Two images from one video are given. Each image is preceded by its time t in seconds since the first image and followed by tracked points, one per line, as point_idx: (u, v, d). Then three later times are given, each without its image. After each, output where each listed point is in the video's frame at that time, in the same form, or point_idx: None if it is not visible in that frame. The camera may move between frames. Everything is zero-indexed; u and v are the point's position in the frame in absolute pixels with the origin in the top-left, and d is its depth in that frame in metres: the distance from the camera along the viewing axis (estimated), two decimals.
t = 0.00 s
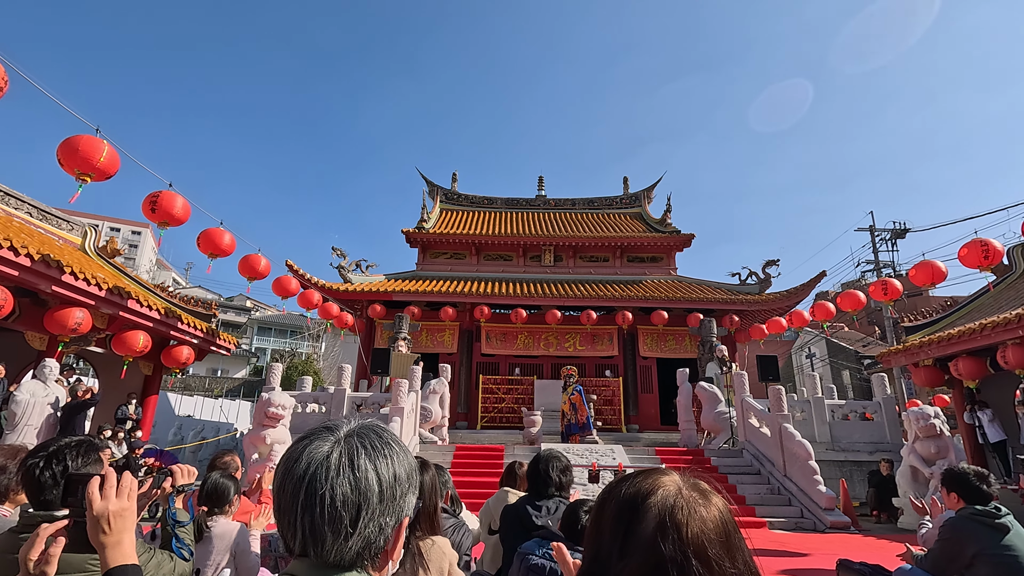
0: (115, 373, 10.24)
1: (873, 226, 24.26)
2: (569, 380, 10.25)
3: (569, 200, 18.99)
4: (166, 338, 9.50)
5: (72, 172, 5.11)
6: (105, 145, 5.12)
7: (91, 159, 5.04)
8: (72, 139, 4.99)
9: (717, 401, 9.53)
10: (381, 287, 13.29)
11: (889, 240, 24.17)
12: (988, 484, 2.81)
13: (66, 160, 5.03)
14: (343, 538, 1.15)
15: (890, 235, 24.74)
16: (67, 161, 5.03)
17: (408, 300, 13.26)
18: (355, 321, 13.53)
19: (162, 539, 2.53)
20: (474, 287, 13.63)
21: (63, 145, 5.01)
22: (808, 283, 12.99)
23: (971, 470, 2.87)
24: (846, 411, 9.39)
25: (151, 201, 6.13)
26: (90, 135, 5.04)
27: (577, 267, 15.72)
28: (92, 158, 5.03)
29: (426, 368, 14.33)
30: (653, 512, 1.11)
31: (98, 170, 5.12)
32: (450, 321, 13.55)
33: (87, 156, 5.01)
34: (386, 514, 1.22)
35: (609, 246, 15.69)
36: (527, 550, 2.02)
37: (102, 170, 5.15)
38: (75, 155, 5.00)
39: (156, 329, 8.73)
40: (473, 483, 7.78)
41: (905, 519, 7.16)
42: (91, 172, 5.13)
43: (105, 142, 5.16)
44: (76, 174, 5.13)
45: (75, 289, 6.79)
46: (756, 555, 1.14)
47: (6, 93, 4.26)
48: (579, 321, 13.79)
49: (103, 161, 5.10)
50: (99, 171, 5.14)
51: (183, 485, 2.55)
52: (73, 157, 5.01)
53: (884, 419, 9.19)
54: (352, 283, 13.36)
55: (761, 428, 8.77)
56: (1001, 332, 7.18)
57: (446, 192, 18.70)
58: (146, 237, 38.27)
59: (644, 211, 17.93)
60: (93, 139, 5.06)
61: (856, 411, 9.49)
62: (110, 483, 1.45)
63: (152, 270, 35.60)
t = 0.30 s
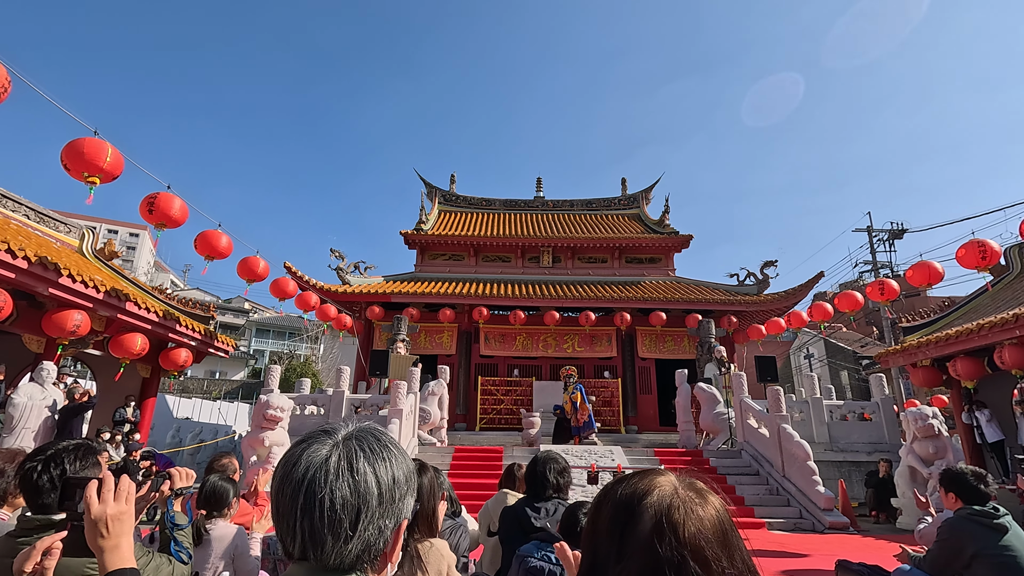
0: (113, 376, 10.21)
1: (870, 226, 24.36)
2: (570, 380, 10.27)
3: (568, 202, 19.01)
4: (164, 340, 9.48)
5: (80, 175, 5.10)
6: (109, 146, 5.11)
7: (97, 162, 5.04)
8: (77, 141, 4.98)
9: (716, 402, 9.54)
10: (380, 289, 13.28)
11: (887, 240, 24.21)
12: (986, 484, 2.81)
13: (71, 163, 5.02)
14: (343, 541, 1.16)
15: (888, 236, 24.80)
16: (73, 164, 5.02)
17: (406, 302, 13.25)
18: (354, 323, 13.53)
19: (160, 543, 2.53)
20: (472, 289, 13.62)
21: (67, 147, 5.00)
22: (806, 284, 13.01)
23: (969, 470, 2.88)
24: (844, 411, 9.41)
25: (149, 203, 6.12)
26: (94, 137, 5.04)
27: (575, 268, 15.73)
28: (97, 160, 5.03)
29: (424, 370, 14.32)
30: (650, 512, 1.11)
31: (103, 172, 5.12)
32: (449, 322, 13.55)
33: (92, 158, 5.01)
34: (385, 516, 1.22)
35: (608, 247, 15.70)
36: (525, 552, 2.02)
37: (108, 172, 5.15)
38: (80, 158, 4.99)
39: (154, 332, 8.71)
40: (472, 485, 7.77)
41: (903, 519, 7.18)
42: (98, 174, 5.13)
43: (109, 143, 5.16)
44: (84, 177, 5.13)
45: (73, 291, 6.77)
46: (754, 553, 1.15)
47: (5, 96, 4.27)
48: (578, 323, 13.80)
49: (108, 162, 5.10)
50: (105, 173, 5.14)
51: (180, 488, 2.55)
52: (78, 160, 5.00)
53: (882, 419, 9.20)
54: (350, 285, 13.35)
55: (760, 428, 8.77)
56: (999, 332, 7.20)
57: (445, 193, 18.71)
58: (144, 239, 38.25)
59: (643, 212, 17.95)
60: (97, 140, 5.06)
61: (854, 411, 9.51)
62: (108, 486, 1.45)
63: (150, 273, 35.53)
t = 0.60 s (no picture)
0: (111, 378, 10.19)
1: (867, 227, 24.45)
2: (570, 381, 10.23)
3: (566, 203, 19.03)
4: (162, 342, 9.46)
5: (73, 178, 5.10)
6: (104, 150, 5.11)
7: (92, 166, 5.04)
8: (73, 144, 4.97)
9: (714, 403, 9.55)
10: (378, 291, 13.27)
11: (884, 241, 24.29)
12: (984, 484, 2.82)
13: (65, 166, 5.02)
14: (340, 544, 1.16)
15: (885, 236, 24.88)
16: (67, 166, 5.02)
17: (405, 304, 13.25)
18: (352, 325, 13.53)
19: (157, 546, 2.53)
20: (471, 291, 13.64)
21: (62, 150, 5.00)
22: (804, 285, 13.04)
23: (966, 470, 2.89)
24: (842, 411, 9.42)
25: (146, 204, 6.12)
26: (89, 140, 5.04)
27: (574, 269, 15.74)
28: (92, 164, 5.03)
29: (423, 371, 14.31)
30: (639, 509, 1.12)
31: (98, 176, 5.12)
32: (447, 324, 13.55)
33: (87, 162, 5.01)
34: (383, 519, 1.22)
35: (606, 248, 15.70)
36: (523, 554, 2.02)
37: (103, 177, 5.15)
38: (75, 161, 4.99)
39: (153, 334, 8.69)
40: (470, 487, 7.77)
41: (901, 519, 7.19)
42: (93, 178, 5.13)
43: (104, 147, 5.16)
44: (77, 181, 5.13)
45: (71, 293, 6.76)
46: (744, 548, 1.15)
47: (7, 98, 4.28)
48: (576, 324, 13.81)
49: (103, 167, 5.10)
50: (101, 177, 5.14)
51: (178, 491, 2.54)
52: (73, 163, 5.00)
53: (880, 420, 9.22)
54: (349, 287, 13.34)
55: (758, 429, 8.78)
56: (996, 332, 7.22)
57: (443, 195, 18.72)
58: (141, 241, 38.24)
59: (641, 214, 17.98)
60: (92, 144, 5.06)
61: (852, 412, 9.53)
62: (105, 488, 1.45)
63: (148, 275, 35.48)
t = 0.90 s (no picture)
0: (109, 380, 10.18)
1: (864, 227, 24.51)
2: (566, 380, 10.26)
3: (564, 204, 19.05)
4: (159, 344, 9.44)
5: (57, 177, 5.08)
6: (92, 152, 5.10)
7: (78, 167, 5.03)
8: (60, 145, 4.97)
9: (712, 403, 9.56)
10: (376, 292, 13.27)
11: (881, 241, 24.37)
12: (979, 484, 2.83)
13: (52, 166, 5.01)
14: (330, 548, 1.16)
15: (882, 237, 24.93)
16: (52, 166, 5.01)
17: (403, 305, 13.24)
18: (350, 326, 13.53)
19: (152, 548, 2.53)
20: (469, 291, 13.64)
21: (50, 151, 4.99)
22: (801, 285, 13.07)
23: (961, 470, 2.90)
24: (840, 412, 9.45)
25: (142, 206, 6.11)
26: (78, 142, 5.03)
27: (572, 270, 15.74)
28: (78, 165, 5.02)
29: (421, 372, 14.31)
30: (629, 513, 1.12)
31: (84, 176, 5.10)
32: (445, 325, 13.54)
33: (74, 162, 5.00)
34: (374, 522, 1.22)
35: (603, 249, 15.70)
36: (519, 555, 2.02)
37: (89, 178, 5.13)
38: (61, 162, 4.99)
39: (150, 336, 8.67)
40: (468, 488, 7.78)
41: (899, 519, 7.19)
42: (77, 178, 5.11)
43: (93, 149, 5.15)
44: (60, 180, 5.11)
45: (68, 295, 6.75)
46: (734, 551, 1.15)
47: (4, 99, 4.28)
48: (574, 325, 13.81)
49: (90, 168, 5.08)
50: (86, 178, 5.12)
51: (173, 494, 2.54)
52: (59, 163, 4.99)
53: (877, 419, 9.23)
54: (346, 288, 13.33)
55: (756, 429, 8.80)
56: (992, 332, 7.23)
57: (441, 196, 18.72)
58: (139, 242, 38.18)
59: (639, 214, 17.99)
60: (81, 146, 5.05)
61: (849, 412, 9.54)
62: (96, 491, 1.45)
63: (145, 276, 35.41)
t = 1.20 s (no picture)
0: (107, 382, 10.16)
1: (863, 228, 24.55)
2: (565, 380, 10.26)
3: (563, 205, 19.05)
4: (158, 346, 9.42)
5: (49, 177, 5.07)
6: (87, 153, 5.10)
7: (72, 167, 5.02)
8: (54, 145, 4.96)
9: (711, 404, 9.56)
10: (375, 293, 13.27)
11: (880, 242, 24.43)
12: (978, 486, 2.83)
13: (45, 166, 4.99)
14: (329, 556, 1.16)
15: (880, 237, 24.98)
16: (45, 166, 4.99)
17: (401, 306, 13.22)
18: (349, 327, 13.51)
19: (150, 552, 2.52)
20: (467, 293, 13.64)
21: (44, 151, 4.98)
22: (800, 286, 13.08)
23: (960, 472, 2.90)
24: (839, 412, 9.45)
25: (141, 208, 6.10)
26: (73, 142, 5.02)
27: (571, 271, 15.74)
28: (72, 165, 5.01)
29: (420, 373, 14.29)
30: (631, 521, 1.12)
31: (78, 176, 5.09)
32: (444, 326, 13.54)
33: (68, 163, 4.99)
34: (372, 529, 1.22)
35: (602, 250, 15.70)
36: (519, 559, 2.02)
37: (82, 178, 5.12)
38: (55, 162, 4.97)
39: (148, 338, 8.65)
40: (467, 490, 7.77)
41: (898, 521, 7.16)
42: (70, 178, 5.10)
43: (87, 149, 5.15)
44: (52, 179, 5.08)
45: (65, 297, 6.73)
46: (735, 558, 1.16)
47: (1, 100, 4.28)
48: (573, 326, 13.80)
49: (84, 169, 5.08)
50: (79, 178, 5.12)
51: (170, 498, 2.52)
52: (52, 163, 4.97)
53: (876, 420, 9.23)
54: (345, 289, 13.32)
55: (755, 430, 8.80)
56: (991, 333, 7.23)
57: (440, 197, 18.72)
58: (137, 243, 38.11)
59: (638, 215, 18.00)
60: (76, 146, 5.05)
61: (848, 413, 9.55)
62: (92, 497, 1.45)
63: (143, 278, 35.33)
